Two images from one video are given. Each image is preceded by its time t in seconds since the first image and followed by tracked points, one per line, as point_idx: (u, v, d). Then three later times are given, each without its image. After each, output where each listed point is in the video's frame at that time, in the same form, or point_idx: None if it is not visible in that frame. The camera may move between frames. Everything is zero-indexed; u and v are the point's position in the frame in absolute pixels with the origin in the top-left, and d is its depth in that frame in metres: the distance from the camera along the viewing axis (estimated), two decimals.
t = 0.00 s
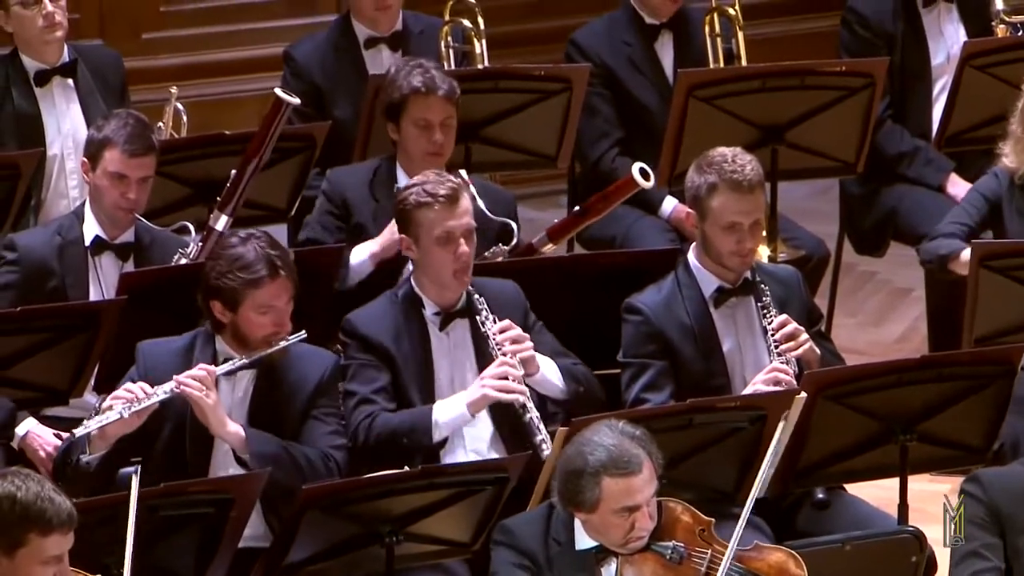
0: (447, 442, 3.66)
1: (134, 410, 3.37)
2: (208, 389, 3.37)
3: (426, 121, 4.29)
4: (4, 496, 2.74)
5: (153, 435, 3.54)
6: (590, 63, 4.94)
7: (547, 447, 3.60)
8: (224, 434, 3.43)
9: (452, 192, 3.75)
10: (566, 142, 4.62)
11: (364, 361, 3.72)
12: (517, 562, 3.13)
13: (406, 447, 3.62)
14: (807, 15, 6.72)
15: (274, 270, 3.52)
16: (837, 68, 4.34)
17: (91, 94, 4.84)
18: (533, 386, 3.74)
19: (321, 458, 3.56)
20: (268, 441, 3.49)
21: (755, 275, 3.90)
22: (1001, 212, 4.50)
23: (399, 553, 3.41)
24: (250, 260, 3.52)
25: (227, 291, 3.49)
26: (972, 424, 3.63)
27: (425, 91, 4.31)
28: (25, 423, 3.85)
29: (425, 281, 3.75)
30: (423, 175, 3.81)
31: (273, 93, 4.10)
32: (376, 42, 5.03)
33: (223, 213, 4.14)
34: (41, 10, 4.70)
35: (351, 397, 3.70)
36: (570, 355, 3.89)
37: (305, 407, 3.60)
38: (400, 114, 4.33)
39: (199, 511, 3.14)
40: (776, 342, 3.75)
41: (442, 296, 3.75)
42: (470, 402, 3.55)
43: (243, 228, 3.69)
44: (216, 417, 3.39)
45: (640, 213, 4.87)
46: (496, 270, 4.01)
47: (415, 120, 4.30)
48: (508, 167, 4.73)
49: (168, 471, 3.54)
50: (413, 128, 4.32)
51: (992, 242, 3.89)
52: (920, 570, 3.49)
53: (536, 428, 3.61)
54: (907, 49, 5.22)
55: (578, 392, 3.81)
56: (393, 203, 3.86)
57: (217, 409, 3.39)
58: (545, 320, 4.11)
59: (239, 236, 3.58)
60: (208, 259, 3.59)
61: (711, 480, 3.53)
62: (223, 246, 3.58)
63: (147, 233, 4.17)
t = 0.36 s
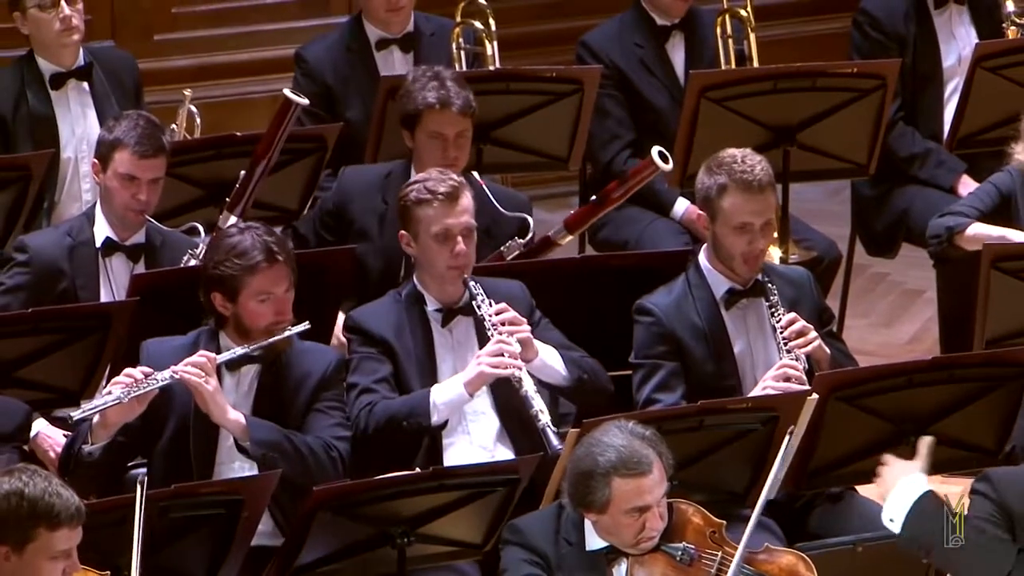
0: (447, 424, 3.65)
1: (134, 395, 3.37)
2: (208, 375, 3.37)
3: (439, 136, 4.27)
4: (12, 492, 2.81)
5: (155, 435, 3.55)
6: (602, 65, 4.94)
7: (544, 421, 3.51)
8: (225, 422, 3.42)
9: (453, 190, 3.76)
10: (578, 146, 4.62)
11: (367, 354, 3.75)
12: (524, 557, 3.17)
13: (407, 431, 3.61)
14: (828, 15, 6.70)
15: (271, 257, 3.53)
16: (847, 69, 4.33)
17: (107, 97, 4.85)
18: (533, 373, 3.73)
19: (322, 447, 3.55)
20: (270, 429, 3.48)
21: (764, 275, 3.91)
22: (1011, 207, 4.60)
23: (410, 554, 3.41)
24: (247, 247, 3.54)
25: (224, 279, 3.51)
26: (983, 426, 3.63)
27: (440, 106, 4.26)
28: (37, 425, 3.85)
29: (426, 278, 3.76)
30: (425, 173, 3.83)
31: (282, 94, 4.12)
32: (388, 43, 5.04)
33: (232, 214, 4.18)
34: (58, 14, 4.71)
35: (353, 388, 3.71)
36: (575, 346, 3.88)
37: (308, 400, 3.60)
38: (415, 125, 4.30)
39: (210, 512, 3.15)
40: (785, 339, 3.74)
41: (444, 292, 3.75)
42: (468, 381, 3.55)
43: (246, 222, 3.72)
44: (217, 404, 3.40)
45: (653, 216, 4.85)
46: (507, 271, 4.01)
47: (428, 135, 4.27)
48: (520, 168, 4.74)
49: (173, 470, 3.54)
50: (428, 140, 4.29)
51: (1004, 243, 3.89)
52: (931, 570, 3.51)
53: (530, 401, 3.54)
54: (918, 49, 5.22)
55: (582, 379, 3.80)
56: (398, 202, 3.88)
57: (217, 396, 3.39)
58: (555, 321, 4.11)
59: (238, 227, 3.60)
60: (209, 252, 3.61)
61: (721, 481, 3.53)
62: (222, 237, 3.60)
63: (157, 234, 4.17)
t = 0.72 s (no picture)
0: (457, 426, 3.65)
1: (147, 398, 3.37)
2: (221, 381, 3.37)
3: (447, 136, 4.26)
4: (21, 491, 2.86)
5: (169, 432, 3.55)
6: (611, 64, 4.93)
7: (552, 425, 3.52)
8: (237, 427, 3.42)
9: (456, 186, 3.77)
10: (588, 143, 4.61)
11: (376, 354, 3.75)
12: (535, 556, 3.17)
13: (415, 433, 3.62)
14: (831, 15, 6.65)
15: (290, 263, 3.53)
16: (857, 68, 4.33)
17: (121, 97, 4.85)
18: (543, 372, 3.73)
19: (334, 454, 3.55)
20: (281, 435, 3.49)
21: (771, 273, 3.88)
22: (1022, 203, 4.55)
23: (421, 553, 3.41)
24: (265, 252, 3.53)
25: (243, 283, 3.51)
26: (994, 425, 3.62)
27: (447, 107, 4.25)
28: (48, 425, 3.80)
29: (434, 276, 3.76)
30: (429, 171, 3.83)
31: (293, 92, 4.11)
32: (397, 43, 5.04)
33: (244, 213, 4.15)
34: (74, 16, 4.70)
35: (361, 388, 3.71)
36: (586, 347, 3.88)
37: (322, 405, 3.60)
38: (422, 126, 4.29)
39: (221, 511, 3.16)
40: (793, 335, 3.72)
41: (452, 291, 3.75)
42: (476, 384, 3.54)
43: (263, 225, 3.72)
44: (230, 410, 3.40)
45: (663, 215, 4.84)
46: (516, 270, 4.01)
47: (437, 135, 4.27)
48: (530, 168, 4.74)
49: (184, 470, 3.54)
50: (436, 141, 4.29)
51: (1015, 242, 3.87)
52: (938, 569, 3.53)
53: (539, 405, 3.54)
54: (928, 48, 5.21)
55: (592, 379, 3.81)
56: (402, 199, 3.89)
57: (231, 402, 3.39)
58: (565, 320, 4.11)
59: (257, 230, 3.60)
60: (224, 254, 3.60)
61: (730, 480, 3.53)
62: (240, 239, 3.59)
63: (168, 233, 4.18)
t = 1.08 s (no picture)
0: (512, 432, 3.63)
1: (197, 423, 3.36)
2: (273, 406, 3.36)
3: (489, 129, 4.24)
4: (65, 496, 2.89)
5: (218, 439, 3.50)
6: (649, 63, 4.90)
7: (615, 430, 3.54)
8: (287, 451, 3.41)
9: (508, 193, 3.73)
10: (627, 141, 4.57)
11: (425, 354, 3.71)
12: (574, 558, 3.13)
13: (470, 436, 3.60)
14: (870, 14, 6.55)
15: (352, 288, 3.47)
16: (896, 67, 4.30)
17: (159, 97, 4.85)
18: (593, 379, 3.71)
19: (381, 477, 3.53)
20: (330, 457, 3.48)
21: (805, 276, 3.84)
22: None
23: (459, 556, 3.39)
24: (329, 275, 3.47)
25: (303, 304, 3.45)
26: None
27: (494, 100, 4.23)
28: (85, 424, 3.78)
29: (480, 272, 3.72)
30: (479, 176, 3.80)
31: (331, 92, 4.10)
32: (434, 42, 5.03)
33: (280, 212, 4.14)
34: (113, 17, 4.70)
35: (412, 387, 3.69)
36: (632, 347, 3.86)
37: (373, 423, 3.55)
38: (466, 120, 4.27)
39: (258, 512, 3.14)
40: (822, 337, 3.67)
41: (502, 292, 3.70)
42: (537, 390, 3.52)
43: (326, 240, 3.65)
44: (280, 436, 3.39)
45: (702, 215, 4.81)
46: (555, 269, 3.98)
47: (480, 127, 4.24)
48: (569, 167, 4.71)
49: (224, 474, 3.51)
50: (480, 134, 4.27)
51: None
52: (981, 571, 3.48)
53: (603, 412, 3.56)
54: (967, 47, 5.17)
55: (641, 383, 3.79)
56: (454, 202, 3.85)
57: (281, 427, 3.38)
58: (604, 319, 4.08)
59: (320, 248, 3.54)
60: (287, 269, 3.54)
61: (771, 480, 3.50)
62: (303, 258, 3.53)
63: (204, 233, 4.17)
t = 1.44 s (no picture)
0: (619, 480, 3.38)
1: (247, 438, 3.11)
2: (328, 419, 3.10)
3: (563, 115, 3.97)
4: (93, 510, 2.73)
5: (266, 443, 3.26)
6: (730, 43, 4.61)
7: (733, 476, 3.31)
8: (344, 466, 3.17)
9: (632, 227, 3.37)
10: (706, 128, 4.29)
11: (519, 382, 3.44)
12: None
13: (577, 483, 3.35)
14: None
15: (410, 289, 3.23)
16: (998, 48, 4.00)
17: (197, 82, 4.64)
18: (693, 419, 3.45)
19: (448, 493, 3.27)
20: (389, 472, 3.23)
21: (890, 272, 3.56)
22: None
23: None
24: (386, 276, 3.24)
25: (358, 307, 3.22)
26: None
27: (570, 84, 3.98)
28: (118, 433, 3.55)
29: (580, 290, 3.45)
30: (601, 195, 3.44)
31: (383, 74, 3.84)
32: (498, 22, 4.76)
33: (330, 204, 3.89)
34: None
35: (510, 423, 3.42)
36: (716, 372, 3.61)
37: (434, 433, 3.30)
38: (539, 104, 4.01)
39: (305, 527, 2.90)
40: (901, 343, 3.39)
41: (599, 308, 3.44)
42: (654, 446, 3.27)
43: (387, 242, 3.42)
44: (336, 449, 3.14)
45: (787, 208, 4.53)
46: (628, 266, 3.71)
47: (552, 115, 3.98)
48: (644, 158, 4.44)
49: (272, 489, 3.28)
50: (553, 121, 3.99)
51: None
52: None
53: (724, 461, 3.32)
54: None
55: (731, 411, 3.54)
56: (564, 213, 3.50)
57: (336, 439, 3.12)
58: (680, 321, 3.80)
59: (375, 247, 3.31)
60: (340, 270, 3.33)
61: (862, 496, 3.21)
62: (358, 258, 3.31)
63: (246, 227, 3.94)
